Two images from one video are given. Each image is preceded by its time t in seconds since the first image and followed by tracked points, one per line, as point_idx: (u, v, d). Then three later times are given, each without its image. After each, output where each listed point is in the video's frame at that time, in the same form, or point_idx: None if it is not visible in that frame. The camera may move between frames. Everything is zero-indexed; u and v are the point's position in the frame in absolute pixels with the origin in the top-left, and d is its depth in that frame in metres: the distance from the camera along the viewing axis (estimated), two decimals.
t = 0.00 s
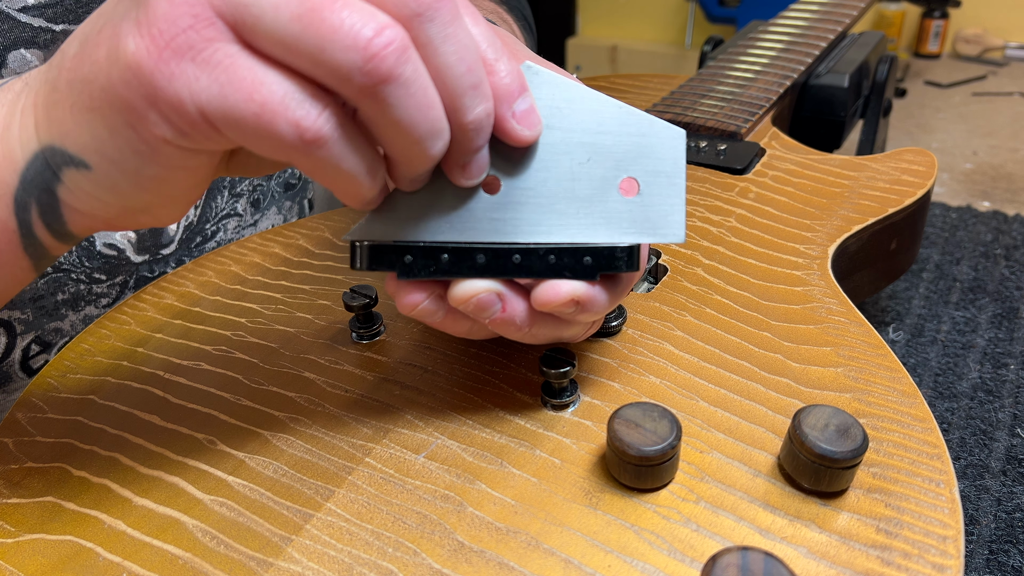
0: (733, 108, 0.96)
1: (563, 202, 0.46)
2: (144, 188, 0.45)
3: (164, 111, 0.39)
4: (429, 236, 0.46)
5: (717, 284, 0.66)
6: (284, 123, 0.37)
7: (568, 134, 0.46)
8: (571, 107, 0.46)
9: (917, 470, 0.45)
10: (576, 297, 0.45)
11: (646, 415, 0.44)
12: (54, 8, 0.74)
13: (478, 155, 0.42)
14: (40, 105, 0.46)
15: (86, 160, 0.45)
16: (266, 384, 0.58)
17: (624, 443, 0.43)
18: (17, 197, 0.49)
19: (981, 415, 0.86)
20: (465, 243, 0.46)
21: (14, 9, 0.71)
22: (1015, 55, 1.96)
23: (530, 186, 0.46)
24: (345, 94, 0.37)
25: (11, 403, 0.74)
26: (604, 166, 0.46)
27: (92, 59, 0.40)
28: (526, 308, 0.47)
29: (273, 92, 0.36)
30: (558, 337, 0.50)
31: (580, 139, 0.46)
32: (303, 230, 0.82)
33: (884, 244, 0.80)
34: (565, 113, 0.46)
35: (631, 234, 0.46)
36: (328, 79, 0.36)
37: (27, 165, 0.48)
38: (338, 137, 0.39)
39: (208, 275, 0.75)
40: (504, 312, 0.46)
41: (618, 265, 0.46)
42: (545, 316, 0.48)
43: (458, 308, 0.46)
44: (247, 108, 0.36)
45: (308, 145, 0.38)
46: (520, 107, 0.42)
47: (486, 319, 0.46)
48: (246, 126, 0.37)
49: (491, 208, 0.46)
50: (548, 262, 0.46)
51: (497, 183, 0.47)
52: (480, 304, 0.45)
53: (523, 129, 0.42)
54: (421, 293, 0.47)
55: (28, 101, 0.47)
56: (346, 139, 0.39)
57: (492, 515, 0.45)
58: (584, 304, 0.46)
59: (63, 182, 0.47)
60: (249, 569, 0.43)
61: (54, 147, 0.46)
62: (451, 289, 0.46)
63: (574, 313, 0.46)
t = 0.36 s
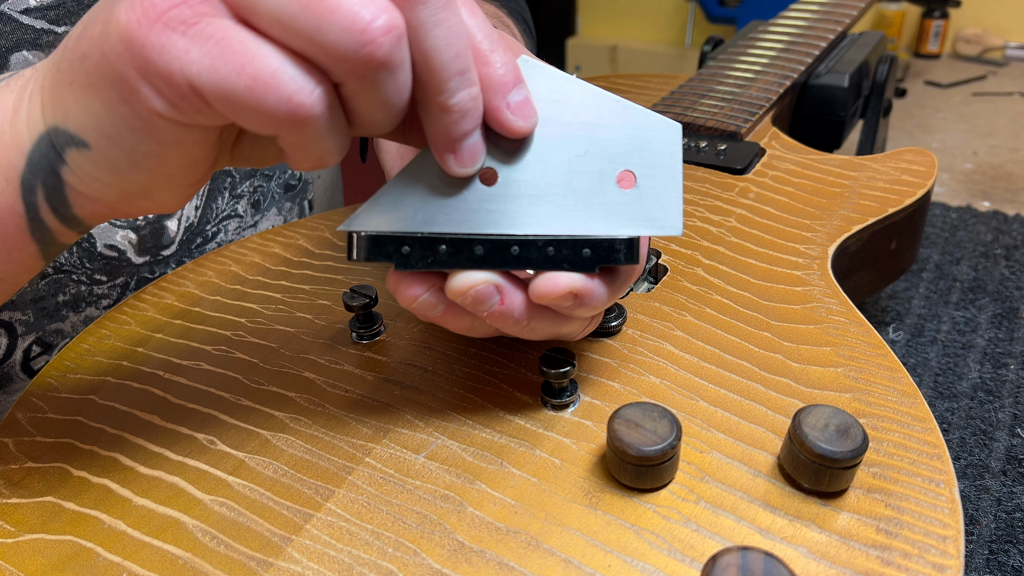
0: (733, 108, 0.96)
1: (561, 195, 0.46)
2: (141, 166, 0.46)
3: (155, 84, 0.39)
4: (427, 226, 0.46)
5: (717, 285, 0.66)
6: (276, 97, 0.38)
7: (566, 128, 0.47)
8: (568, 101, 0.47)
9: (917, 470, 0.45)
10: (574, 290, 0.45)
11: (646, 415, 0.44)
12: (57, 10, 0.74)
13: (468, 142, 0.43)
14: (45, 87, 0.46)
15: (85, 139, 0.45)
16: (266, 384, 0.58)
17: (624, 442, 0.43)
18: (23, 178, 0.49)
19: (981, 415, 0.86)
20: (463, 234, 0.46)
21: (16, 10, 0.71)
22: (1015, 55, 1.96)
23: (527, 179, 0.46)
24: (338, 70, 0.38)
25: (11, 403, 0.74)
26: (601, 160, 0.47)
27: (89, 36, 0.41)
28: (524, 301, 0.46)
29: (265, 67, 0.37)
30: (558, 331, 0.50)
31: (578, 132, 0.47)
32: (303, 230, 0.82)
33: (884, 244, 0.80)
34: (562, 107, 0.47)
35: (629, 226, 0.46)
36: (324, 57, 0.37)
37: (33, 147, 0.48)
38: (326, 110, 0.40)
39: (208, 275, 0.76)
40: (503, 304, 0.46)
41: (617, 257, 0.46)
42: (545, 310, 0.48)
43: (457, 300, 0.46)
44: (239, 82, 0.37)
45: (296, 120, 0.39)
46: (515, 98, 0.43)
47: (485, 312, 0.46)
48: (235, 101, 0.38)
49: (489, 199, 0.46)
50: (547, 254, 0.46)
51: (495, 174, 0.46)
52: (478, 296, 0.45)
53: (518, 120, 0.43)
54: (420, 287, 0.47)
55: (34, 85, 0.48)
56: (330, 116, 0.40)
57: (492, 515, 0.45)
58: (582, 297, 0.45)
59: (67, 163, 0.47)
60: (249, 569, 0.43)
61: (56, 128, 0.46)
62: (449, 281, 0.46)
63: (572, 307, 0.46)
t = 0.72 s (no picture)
0: (733, 108, 0.96)
1: (562, 193, 0.46)
2: (144, 164, 0.46)
3: (159, 81, 0.39)
4: (428, 224, 0.46)
5: (717, 284, 0.66)
6: (278, 96, 0.38)
7: (566, 125, 0.46)
8: (568, 98, 0.47)
9: (917, 470, 0.45)
10: (576, 287, 0.45)
11: (646, 415, 0.44)
12: (58, 12, 0.74)
13: (468, 139, 0.43)
14: (48, 86, 0.46)
15: (88, 137, 0.45)
16: (266, 384, 0.58)
17: (624, 442, 0.43)
18: (25, 177, 0.49)
19: (981, 415, 0.86)
20: (465, 232, 0.46)
21: (17, 12, 0.71)
22: (1015, 55, 1.96)
23: (527, 176, 0.46)
24: (339, 70, 0.38)
25: (11, 404, 0.75)
26: (602, 157, 0.47)
27: (92, 33, 0.41)
28: (526, 300, 0.47)
29: (267, 66, 0.37)
30: (560, 330, 0.50)
31: (579, 130, 0.47)
32: (303, 230, 0.82)
33: (884, 244, 0.80)
34: (562, 104, 0.47)
35: (630, 224, 0.46)
36: (325, 57, 0.37)
37: (35, 146, 0.48)
38: (330, 109, 0.40)
39: (208, 275, 0.76)
40: (504, 303, 0.46)
41: (619, 255, 0.46)
42: (546, 309, 0.48)
43: (458, 299, 0.46)
44: (242, 80, 0.37)
45: (299, 118, 0.39)
46: (515, 96, 0.43)
47: (486, 310, 0.46)
48: (238, 99, 0.38)
49: (490, 197, 0.46)
50: (548, 252, 0.46)
51: (496, 173, 0.46)
52: (480, 294, 0.45)
53: (518, 118, 0.43)
54: (421, 285, 0.47)
55: (37, 84, 0.48)
56: (333, 115, 0.40)
57: (492, 515, 0.45)
58: (585, 294, 0.46)
59: (70, 162, 0.47)
60: (249, 569, 0.43)
61: (59, 126, 0.46)
62: (450, 279, 0.46)
63: (574, 305, 0.46)
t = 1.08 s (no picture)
0: (733, 108, 0.96)
1: (555, 187, 0.46)
2: (133, 164, 0.46)
3: (137, 81, 0.39)
4: (422, 222, 0.46)
5: (717, 284, 0.66)
6: (254, 103, 0.38)
7: (558, 118, 0.46)
8: (559, 91, 0.46)
9: (917, 470, 0.45)
10: (572, 281, 0.45)
11: (646, 415, 0.44)
12: (60, 14, 0.74)
13: (457, 134, 0.43)
14: (38, 89, 0.46)
15: (76, 138, 0.45)
16: (266, 385, 0.58)
17: (624, 442, 0.43)
18: (19, 179, 0.49)
19: (981, 415, 0.86)
20: (459, 229, 0.46)
21: (19, 14, 0.71)
22: (1015, 55, 1.96)
23: (520, 171, 0.46)
24: (317, 83, 0.39)
25: (11, 404, 0.75)
26: (595, 149, 0.47)
27: (76, 35, 0.41)
28: (522, 294, 0.47)
29: (246, 73, 0.37)
30: (557, 324, 0.50)
31: (571, 122, 0.46)
32: (303, 230, 0.82)
33: (884, 244, 0.80)
34: (554, 98, 0.46)
35: (624, 217, 0.46)
36: (305, 69, 0.38)
37: (26, 148, 0.48)
38: (305, 119, 0.40)
39: (208, 275, 0.75)
40: (501, 298, 0.46)
41: (614, 247, 0.46)
42: (543, 303, 0.48)
43: (455, 296, 0.45)
44: (218, 85, 0.37)
45: (273, 127, 0.39)
46: (504, 91, 0.43)
47: (484, 306, 0.46)
48: (214, 104, 0.38)
49: (483, 193, 0.46)
50: (543, 246, 0.46)
51: (489, 169, 0.46)
52: (476, 290, 0.45)
53: (508, 113, 0.43)
54: (418, 283, 0.47)
55: (28, 86, 0.48)
56: (308, 125, 0.41)
57: (492, 515, 0.45)
58: (580, 287, 0.46)
59: (61, 163, 0.47)
60: (249, 569, 0.43)
61: (48, 128, 0.46)
62: (446, 276, 0.46)
63: (571, 298, 0.46)
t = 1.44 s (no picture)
0: (733, 108, 0.96)
1: (553, 183, 0.46)
2: (123, 170, 0.46)
3: (123, 87, 0.39)
4: (420, 222, 0.46)
5: (717, 284, 0.66)
6: (240, 110, 0.38)
7: (554, 113, 0.46)
8: (555, 86, 0.46)
9: (917, 470, 0.45)
10: (570, 278, 0.45)
11: (646, 415, 0.44)
12: (60, 15, 0.74)
13: (450, 134, 0.43)
14: (26, 96, 0.46)
15: (65, 146, 0.45)
16: (266, 385, 0.58)
17: (624, 443, 0.43)
18: (12, 187, 0.49)
19: (981, 415, 0.86)
20: (456, 228, 0.46)
21: (18, 15, 0.71)
22: (1015, 55, 1.96)
23: (517, 168, 0.46)
24: (304, 88, 0.39)
25: (11, 405, 0.75)
26: (591, 143, 0.46)
27: (61, 42, 0.41)
28: (521, 291, 0.47)
29: (231, 80, 0.37)
30: (557, 320, 0.51)
31: (566, 117, 0.46)
32: (303, 230, 0.82)
33: (884, 244, 0.80)
34: (550, 92, 0.46)
35: (622, 211, 0.46)
36: (291, 74, 0.38)
37: (16, 155, 0.48)
38: (293, 125, 0.40)
39: (208, 275, 0.75)
40: (501, 296, 0.46)
41: (613, 242, 0.46)
42: (543, 300, 0.48)
43: (454, 295, 0.46)
44: (204, 92, 0.37)
45: (260, 133, 0.39)
46: (496, 88, 0.43)
47: (483, 304, 0.46)
48: (200, 111, 0.38)
49: (479, 191, 0.46)
50: (542, 243, 0.46)
51: (485, 167, 0.47)
52: (475, 289, 0.45)
53: (499, 110, 0.43)
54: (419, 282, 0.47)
55: (17, 94, 0.48)
56: (296, 131, 0.41)
57: (492, 515, 0.45)
58: (579, 283, 0.46)
59: (52, 171, 0.47)
60: (249, 569, 0.43)
61: (37, 136, 0.46)
62: (445, 276, 0.46)
63: (569, 294, 0.47)
